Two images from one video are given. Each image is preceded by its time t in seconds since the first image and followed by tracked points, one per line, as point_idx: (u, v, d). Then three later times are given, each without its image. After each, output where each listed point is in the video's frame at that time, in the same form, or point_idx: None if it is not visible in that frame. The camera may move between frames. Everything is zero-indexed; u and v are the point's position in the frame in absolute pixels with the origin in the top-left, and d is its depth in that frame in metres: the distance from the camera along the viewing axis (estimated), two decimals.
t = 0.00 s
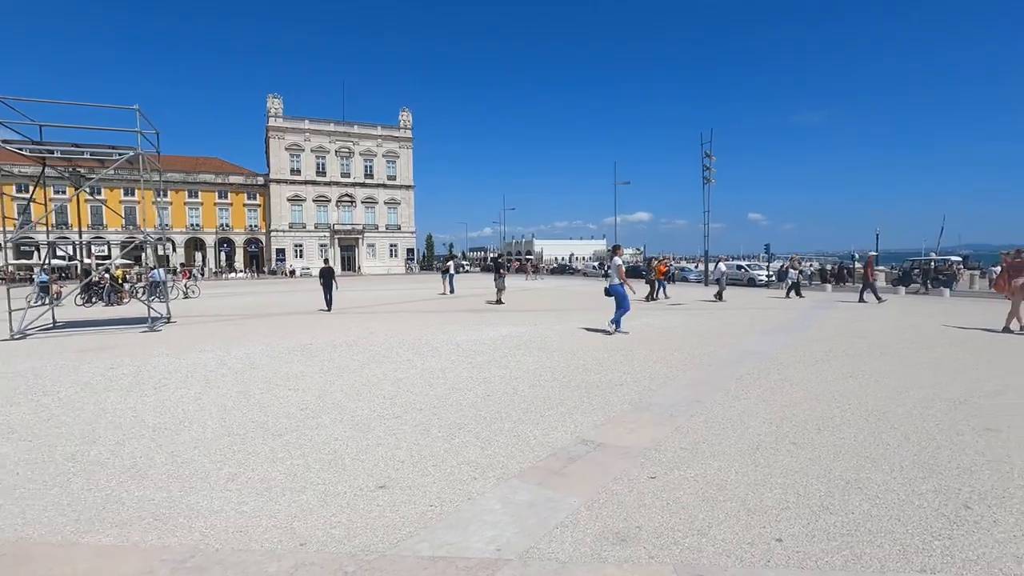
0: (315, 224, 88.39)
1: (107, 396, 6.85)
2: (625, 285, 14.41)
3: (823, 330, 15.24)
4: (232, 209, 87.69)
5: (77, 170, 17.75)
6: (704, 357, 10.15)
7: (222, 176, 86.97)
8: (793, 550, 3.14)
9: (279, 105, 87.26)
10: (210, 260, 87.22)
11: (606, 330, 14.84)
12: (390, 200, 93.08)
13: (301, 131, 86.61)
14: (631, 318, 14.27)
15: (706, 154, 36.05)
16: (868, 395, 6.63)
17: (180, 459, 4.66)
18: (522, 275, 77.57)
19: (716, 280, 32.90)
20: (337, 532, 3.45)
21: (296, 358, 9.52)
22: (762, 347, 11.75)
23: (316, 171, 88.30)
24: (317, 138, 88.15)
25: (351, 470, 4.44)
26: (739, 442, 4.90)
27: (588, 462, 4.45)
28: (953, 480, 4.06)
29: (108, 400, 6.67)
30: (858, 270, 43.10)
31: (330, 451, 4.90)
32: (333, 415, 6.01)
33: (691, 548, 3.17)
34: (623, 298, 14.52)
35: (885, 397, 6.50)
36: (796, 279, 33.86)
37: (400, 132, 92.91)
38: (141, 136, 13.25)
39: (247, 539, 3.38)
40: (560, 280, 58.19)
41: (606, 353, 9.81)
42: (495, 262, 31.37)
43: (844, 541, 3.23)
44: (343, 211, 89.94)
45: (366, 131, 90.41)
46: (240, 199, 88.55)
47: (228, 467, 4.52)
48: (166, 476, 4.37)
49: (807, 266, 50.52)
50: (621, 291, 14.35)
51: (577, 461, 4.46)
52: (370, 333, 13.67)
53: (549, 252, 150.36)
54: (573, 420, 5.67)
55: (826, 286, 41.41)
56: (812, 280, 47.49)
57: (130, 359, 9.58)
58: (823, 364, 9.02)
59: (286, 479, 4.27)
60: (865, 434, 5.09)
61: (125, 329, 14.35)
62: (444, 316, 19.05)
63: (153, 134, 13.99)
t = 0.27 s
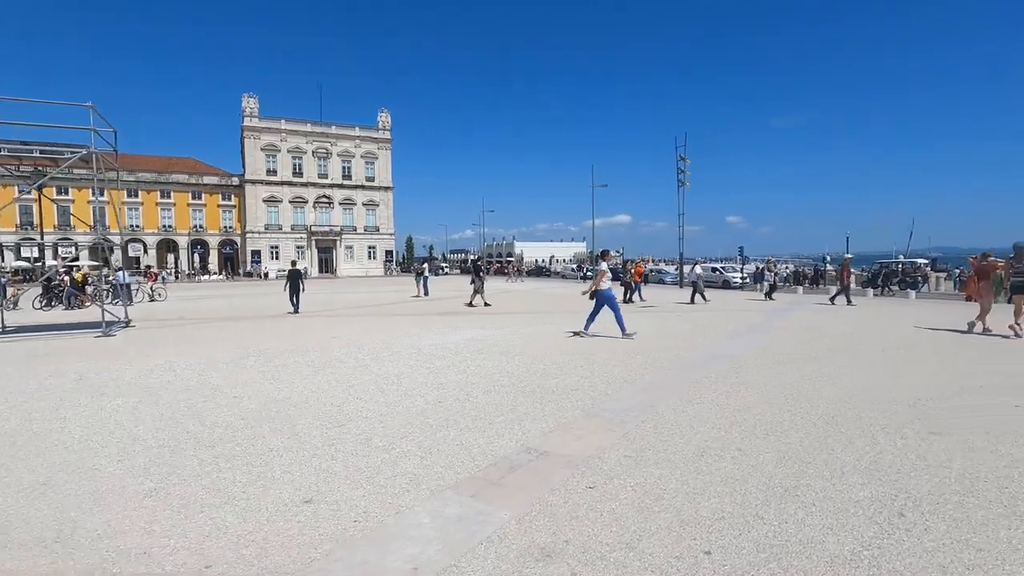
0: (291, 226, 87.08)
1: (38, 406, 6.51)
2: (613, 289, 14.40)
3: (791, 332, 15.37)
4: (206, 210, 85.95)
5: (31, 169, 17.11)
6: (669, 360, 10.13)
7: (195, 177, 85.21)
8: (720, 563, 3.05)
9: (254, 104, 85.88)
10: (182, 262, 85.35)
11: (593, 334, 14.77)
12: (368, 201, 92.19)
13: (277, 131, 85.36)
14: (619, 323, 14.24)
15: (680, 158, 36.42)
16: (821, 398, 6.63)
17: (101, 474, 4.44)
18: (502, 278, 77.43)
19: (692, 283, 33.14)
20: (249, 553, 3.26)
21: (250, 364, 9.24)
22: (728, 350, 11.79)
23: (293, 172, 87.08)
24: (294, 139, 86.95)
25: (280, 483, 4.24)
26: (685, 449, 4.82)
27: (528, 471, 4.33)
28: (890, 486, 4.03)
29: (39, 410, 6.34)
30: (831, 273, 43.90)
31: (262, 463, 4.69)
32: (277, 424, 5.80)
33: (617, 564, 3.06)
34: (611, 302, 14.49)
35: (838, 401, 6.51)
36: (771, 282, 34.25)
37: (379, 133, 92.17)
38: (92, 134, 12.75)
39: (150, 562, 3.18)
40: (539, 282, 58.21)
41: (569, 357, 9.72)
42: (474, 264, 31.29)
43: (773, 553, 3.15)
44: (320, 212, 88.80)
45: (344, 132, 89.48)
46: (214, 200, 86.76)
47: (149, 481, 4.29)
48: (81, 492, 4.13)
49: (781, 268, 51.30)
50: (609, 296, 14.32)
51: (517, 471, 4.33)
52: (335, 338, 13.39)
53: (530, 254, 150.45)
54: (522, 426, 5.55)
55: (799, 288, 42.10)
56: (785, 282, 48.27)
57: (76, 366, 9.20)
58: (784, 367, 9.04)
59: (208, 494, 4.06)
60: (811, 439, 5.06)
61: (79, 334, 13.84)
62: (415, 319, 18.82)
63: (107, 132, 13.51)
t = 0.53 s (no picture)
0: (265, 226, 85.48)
1: None
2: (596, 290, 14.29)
3: (756, 334, 15.47)
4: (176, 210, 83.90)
5: None
6: (630, 362, 10.04)
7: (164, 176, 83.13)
8: None
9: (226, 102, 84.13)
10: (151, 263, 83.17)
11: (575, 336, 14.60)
12: (344, 202, 91.00)
13: (250, 130, 83.77)
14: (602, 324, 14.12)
15: (654, 159, 36.65)
16: (773, 401, 6.57)
17: (1, 490, 4.13)
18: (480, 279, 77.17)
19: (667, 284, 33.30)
20: None
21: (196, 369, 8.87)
22: (691, 351, 11.76)
23: (266, 171, 85.53)
24: (267, 138, 85.43)
25: (190, 500, 3.98)
26: (625, 457, 4.67)
27: (457, 483, 4.13)
28: (826, 492, 3.93)
29: None
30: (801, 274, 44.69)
31: (178, 477, 4.41)
32: (206, 434, 5.51)
33: None
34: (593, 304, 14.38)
35: (789, 403, 6.46)
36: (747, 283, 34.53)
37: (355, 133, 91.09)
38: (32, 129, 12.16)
39: None
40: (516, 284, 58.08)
41: (529, 360, 9.56)
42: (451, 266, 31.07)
43: (694, 568, 3.01)
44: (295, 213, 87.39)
45: (319, 131, 88.21)
46: (185, 199, 84.58)
47: (48, 501, 3.99)
48: None
49: (754, 270, 52.06)
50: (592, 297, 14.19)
51: (445, 483, 4.13)
52: (295, 341, 13.04)
53: (508, 256, 150.33)
54: (463, 433, 5.36)
55: (770, 289, 42.75)
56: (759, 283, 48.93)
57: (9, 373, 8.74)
58: (742, 368, 9.01)
59: (108, 513, 3.78)
60: (755, 445, 4.96)
61: (23, 339, 13.22)
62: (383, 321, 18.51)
63: (52, 128, 12.95)
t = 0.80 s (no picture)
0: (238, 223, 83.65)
1: None
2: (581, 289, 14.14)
3: (723, 333, 15.55)
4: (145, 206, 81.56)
5: None
6: (593, 362, 9.95)
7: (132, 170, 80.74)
8: None
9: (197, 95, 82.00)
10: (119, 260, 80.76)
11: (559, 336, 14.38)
12: (320, 198, 89.61)
13: (222, 124, 81.87)
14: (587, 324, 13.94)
15: (628, 158, 36.82)
16: (727, 402, 6.51)
17: None
18: (458, 277, 76.75)
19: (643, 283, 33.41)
20: None
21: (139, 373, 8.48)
22: (656, 351, 11.72)
23: (239, 167, 83.74)
24: (240, 132, 83.62)
25: (94, 520, 3.70)
26: (567, 465, 4.53)
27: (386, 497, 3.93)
28: (765, 501, 3.84)
29: None
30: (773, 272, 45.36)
31: (90, 493, 4.13)
32: (132, 444, 5.21)
33: None
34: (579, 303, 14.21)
35: (742, 404, 6.41)
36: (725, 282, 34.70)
37: (331, 128, 89.71)
38: None
39: None
40: (493, 282, 57.81)
41: (489, 361, 9.40)
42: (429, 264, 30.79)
43: None
44: (268, 209, 85.77)
45: (294, 126, 86.65)
46: (154, 195, 82.29)
47: None
48: None
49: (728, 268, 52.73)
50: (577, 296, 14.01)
51: (375, 496, 3.94)
52: (254, 342, 12.67)
53: (487, 253, 149.99)
54: (404, 441, 5.17)
55: (743, 288, 43.36)
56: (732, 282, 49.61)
57: None
58: (703, 368, 8.97)
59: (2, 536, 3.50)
60: (701, 450, 4.87)
61: None
62: (350, 321, 18.16)
63: None
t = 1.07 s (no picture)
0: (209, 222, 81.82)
1: None
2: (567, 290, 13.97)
3: (690, 333, 15.61)
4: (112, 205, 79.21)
5: None
6: (555, 364, 9.84)
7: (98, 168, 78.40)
8: None
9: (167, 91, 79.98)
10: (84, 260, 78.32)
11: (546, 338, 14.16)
12: (294, 198, 88.19)
13: (193, 121, 80.03)
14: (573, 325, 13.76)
15: (603, 158, 37.01)
16: (680, 403, 6.44)
17: None
18: (435, 278, 76.23)
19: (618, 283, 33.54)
20: None
21: (79, 377, 8.10)
22: (620, 351, 11.68)
23: (210, 165, 81.93)
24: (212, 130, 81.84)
25: None
26: (506, 470, 4.40)
27: (309, 508, 3.75)
28: (700, 505, 3.75)
29: None
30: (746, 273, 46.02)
31: None
32: (51, 453, 4.92)
33: None
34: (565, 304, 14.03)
35: (695, 405, 6.35)
36: (698, 282, 35.05)
37: (305, 127, 88.38)
38: None
39: None
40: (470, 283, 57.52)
41: (450, 363, 9.23)
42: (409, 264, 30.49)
43: None
44: (241, 208, 84.07)
45: (267, 124, 85.13)
46: (122, 194, 79.90)
47: None
48: None
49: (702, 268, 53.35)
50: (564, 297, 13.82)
51: (297, 509, 3.75)
52: (211, 344, 12.28)
53: (466, 254, 149.50)
54: (342, 448, 4.98)
55: (716, 288, 43.87)
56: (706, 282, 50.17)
57: None
58: (662, 368, 8.93)
59: None
60: (645, 452, 4.78)
61: None
62: (316, 322, 17.78)
63: None
